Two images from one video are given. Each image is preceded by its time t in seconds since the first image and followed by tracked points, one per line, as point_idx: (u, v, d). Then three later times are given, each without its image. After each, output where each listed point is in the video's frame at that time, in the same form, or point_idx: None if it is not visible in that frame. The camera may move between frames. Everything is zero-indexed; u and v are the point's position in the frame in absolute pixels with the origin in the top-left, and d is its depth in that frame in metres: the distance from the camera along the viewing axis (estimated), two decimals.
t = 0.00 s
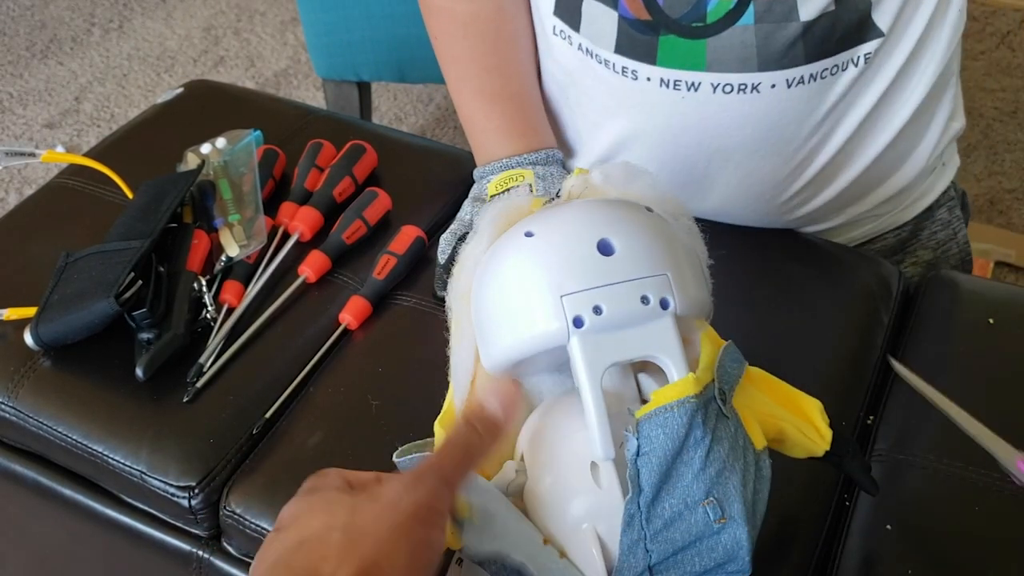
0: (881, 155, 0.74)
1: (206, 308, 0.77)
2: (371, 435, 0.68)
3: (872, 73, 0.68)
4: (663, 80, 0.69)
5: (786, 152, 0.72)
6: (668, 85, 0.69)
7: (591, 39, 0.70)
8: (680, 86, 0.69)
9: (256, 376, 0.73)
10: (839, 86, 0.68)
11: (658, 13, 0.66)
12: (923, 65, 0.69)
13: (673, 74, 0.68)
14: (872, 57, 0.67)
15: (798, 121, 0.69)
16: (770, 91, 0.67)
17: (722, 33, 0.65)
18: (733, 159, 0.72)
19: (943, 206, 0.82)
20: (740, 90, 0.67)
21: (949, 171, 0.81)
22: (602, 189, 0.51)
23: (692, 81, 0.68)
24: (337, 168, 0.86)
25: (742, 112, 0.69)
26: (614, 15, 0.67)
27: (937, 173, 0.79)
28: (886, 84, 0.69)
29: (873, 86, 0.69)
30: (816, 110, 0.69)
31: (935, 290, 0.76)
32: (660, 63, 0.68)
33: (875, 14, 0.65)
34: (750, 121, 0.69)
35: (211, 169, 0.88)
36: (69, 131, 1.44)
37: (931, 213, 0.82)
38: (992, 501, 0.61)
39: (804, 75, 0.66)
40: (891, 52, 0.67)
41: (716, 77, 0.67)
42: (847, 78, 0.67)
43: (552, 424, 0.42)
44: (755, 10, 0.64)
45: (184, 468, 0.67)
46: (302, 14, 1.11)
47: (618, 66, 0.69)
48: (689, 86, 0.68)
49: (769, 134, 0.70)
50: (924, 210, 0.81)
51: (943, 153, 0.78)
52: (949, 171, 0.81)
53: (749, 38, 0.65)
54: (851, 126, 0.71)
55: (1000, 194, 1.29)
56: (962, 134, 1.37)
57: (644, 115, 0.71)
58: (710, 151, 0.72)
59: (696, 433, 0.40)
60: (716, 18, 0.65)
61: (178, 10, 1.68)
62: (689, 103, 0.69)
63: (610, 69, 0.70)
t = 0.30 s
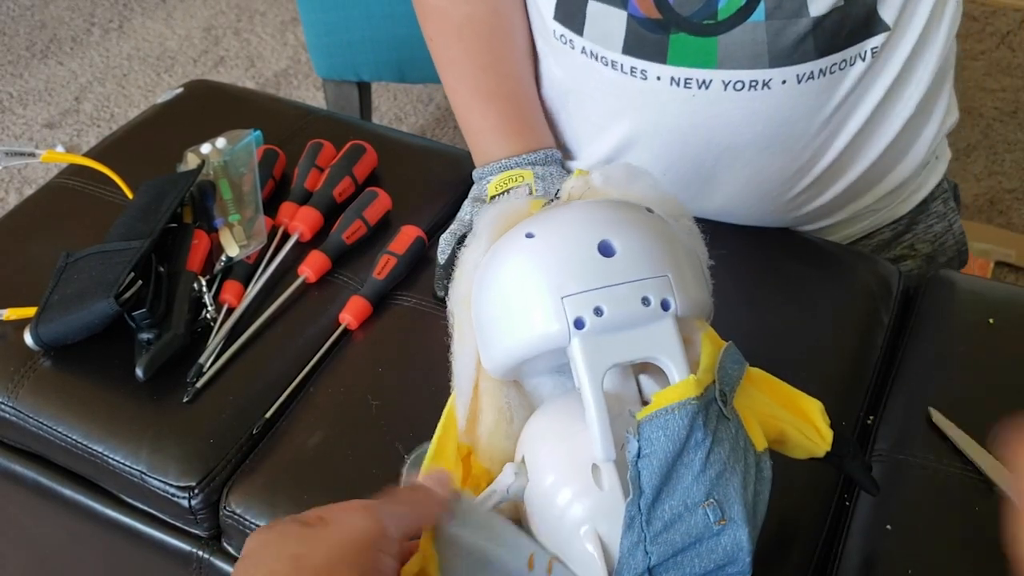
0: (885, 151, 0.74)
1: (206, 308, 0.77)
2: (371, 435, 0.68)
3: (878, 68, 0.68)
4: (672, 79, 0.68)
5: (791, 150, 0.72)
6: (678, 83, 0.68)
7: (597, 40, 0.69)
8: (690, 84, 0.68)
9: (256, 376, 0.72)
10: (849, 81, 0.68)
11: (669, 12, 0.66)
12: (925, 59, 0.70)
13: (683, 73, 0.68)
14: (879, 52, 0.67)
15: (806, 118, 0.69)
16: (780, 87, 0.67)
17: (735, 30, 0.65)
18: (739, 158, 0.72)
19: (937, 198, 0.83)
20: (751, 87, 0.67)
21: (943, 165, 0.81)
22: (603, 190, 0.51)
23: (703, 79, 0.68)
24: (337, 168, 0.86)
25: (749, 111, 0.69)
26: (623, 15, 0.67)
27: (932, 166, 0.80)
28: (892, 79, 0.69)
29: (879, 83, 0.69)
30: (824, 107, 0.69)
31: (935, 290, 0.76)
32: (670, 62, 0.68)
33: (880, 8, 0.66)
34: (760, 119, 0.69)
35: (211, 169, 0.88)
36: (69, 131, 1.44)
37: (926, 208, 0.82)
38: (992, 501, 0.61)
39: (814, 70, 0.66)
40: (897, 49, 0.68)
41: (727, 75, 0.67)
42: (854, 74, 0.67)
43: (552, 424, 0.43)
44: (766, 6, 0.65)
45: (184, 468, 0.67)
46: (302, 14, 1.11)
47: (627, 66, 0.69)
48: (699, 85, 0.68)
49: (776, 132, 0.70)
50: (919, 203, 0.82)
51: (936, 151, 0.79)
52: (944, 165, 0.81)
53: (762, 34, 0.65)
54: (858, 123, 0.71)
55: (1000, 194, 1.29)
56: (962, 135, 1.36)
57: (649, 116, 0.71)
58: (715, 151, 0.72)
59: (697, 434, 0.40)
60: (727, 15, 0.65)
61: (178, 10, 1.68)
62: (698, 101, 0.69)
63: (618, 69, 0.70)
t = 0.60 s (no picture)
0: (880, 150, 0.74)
1: (206, 308, 0.77)
2: (370, 435, 0.68)
3: (870, 67, 0.68)
4: (666, 80, 0.69)
5: (786, 149, 0.72)
6: (672, 83, 0.69)
7: (590, 43, 0.70)
8: (684, 85, 0.69)
9: (256, 376, 0.72)
10: (841, 80, 0.68)
11: (662, 11, 0.66)
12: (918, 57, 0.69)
13: (677, 73, 0.68)
14: (870, 50, 0.67)
15: (799, 116, 0.69)
16: (773, 87, 0.67)
17: (726, 30, 0.66)
18: (736, 159, 0.72)
19: (936, 197, 0.82)
20: (744, 86, 0.67)
21: (941, 165, 0.81)
22: (603, 189, 0.51)
23: (696, 79, 0.68)
24: (337, 168, 0.86)
25: (744, 110, 0.69)
26: (616, 16, 0.67)
27: (930, 165, 0.80)
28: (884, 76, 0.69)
29: (871, 82, 0.69)
30: (818, 106, 0.69)
31: (935, 290, 0.76)
32: (663, 62, 0.68)
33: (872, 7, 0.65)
34: (754, 119, 0.69)
35: (211, 169, 0.88)
36: (69, 131, 1.44)
37: (925, 208, 0.82)
38: (991, 501, 0.61)
39: (806, 69, 0.66)
40: (890, 46, 0.68)
41: (719, 75, 0.67)
42: (846, 73, 0.68)
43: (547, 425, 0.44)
44: (758, 6, 0.65)
45: (184, 469, 0.67)
46: (302, 14, 1.11)
47: (620, 68, 0.69)
48: (693, 86, 0.68)
49: (771, 131, 0.70)
50: (917, 204, 0.81)
51: (933, 148, 0.78)
52: (941, 164, 0.81)
53: (753, 34, 0.65)
54: (851, 121, 0.71)
55: (1000, 194, 1.29)
56: (962, 135, 1.36)
57: (644, 117, 0.71)
58: (711, 152, 0.72)
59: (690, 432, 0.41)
60: (720, 15, 0.66)
61: (178, 10, 1.68)
62: (693, 102, 0.69)
63: (611, 71, 0.70)
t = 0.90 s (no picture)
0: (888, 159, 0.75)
1: (206, 308, 0.77)
2: (371, 435, 0.68)
3: (890, 71, 0.69)
4: (688, 66, 0.68)
5: (799, 147, 0.72)
6: (693, 71, 0.68)
7: (617, 21, 0.69)
8: (704, 73, 0.68)
9: (257, 376, 0.72)
10: (859, 85, 0.68)
11: None
12: (937, 60, 0.70)
13: (699, 60, 0.68)
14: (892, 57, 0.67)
15: (814, 114, 0.70)
16: (793, 83, 0.68)
17: (753, 23, 0.66)
18: (749, 155, 0.73)
19: (944, 206, 0.82)
20: (764, 80, 0.68)
21: (951, 171, 0.81)
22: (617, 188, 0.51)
23: (719, 69, 0.68)
24: (337, 168, 0.86)
25: (762, 102, 0.69)
26: None
27: (937, 173, 0.80)
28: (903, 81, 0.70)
29: (888, 85, 0.70)
30: (835, 105, 0.70)
31: (935, 290, 0.76)
32: (687, 47, 0.68)
33: (898, 15, 0.66)
34: (766, 116, 0.70)
35: (211, 169, 0.88)
36: (69, 131, 1.44)
37: (933, 215, 0.82)
38: (991, 501, 0.61)
39: (826, 69, 0.67)
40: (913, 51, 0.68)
41: (741, 67, 0.67)
42: (866, 77, 0.68)
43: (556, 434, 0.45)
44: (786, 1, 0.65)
45: (184, 469, 0.67)
46: (302, 13, 1.11)
47: (644, 49, 0.69)
48: (713, 75, 0.68)
49: (786, 127, 0.70)
50: (923, 214, 0.82)
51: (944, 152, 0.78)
52: (952, 170, 0.81)
53: (780, 29, 0.65)
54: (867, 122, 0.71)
55: (1000, 194, 1.29)
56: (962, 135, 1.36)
57: (660, 105, 0.71)
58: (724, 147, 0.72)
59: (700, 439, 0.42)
60: (749, 7, 0.66)
61: (178, 10, 1.68)
62: (713, 90, 0.69)
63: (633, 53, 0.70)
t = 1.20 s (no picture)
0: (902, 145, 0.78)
1: (206, 308, 0.77)
2: (371, 435, 0.68)
3: (917, 52, 0.72)
4: (728, 39, 0.70)
5: (827, 124, 0.74)
6: (732, 44, 0.70)
7: None
8: (744, 46, 0.70)
9: (256, 376, 0.72)
10: (887, 66, 0.72)
11: None
12: (956, 48, 0.74)
13: (740, 32, 0.70)
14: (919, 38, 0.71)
15: (842, 91, 0.73)
16: (828, 58, 0.70)
17: None
18: (775, 132, 0.75)
19: (947, 192, 0.85)
20: (802, 55, 0.70)
21: (952, 159, 0.84)
22: (625, 190, 0.52)
23: (758, 42, 0.70)
24: (337, 168, 0.86)
25: (795, 77, 0.71)
26: None
27: (943, 159, 0.83)
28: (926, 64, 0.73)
29: (913, 65, 0.73)
30: (863, 84, 0.73)
31: (936, 288, 0.76)
32: (728, 20, 0.69)
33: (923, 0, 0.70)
34: (801, 89, 0.72)
35: (211, 168, 0.87)
36: (69, 132, 1.44)
37: (937, 200, 0.84)
38: (991, 501, 0.61)
39: (860, 46, 0.70)
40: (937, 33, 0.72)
41: (780, 40, 0.69)
42: (895, 57, 0.71)
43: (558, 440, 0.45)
44: None
45: (184, 468, 0.67)
46: (302, 14, 1.11)
47: (683, 24, 0.70)
48: (754, 49, 0.70)
49: (816, 103, 0.73)
50: (928, 197, 0.84)
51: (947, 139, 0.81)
52: (953, 157, 0.84)
53: None
54: (894, 100, 0.74)
55: (999, 194, 1.30)
56: (962, 134, 1.36)
57: (696, 78, 0.73)
58: (754, 123, 0.74)
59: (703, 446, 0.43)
60: None
61: (178, 10, 1.68)
62: (750, 64, 0.71)
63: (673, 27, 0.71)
